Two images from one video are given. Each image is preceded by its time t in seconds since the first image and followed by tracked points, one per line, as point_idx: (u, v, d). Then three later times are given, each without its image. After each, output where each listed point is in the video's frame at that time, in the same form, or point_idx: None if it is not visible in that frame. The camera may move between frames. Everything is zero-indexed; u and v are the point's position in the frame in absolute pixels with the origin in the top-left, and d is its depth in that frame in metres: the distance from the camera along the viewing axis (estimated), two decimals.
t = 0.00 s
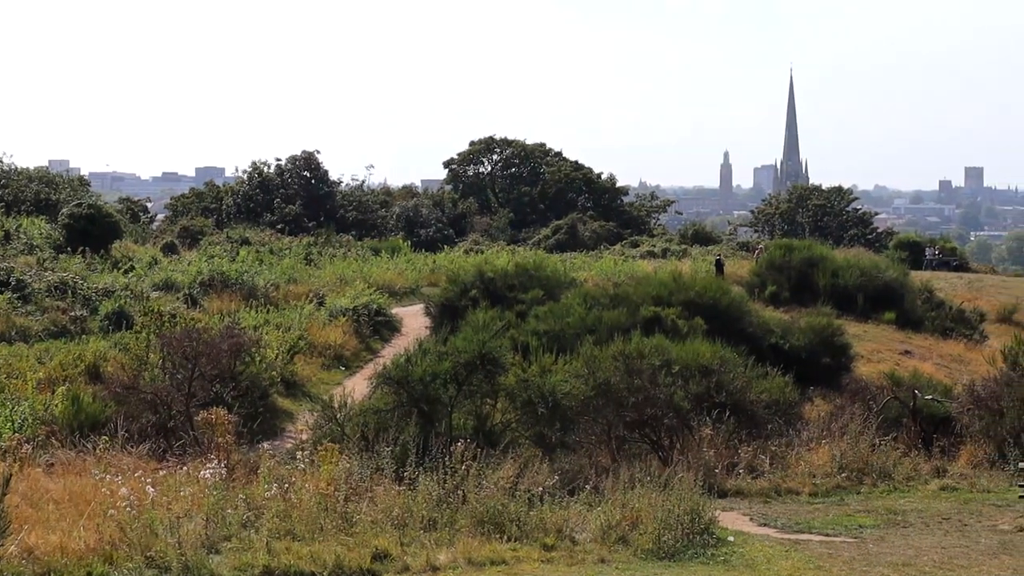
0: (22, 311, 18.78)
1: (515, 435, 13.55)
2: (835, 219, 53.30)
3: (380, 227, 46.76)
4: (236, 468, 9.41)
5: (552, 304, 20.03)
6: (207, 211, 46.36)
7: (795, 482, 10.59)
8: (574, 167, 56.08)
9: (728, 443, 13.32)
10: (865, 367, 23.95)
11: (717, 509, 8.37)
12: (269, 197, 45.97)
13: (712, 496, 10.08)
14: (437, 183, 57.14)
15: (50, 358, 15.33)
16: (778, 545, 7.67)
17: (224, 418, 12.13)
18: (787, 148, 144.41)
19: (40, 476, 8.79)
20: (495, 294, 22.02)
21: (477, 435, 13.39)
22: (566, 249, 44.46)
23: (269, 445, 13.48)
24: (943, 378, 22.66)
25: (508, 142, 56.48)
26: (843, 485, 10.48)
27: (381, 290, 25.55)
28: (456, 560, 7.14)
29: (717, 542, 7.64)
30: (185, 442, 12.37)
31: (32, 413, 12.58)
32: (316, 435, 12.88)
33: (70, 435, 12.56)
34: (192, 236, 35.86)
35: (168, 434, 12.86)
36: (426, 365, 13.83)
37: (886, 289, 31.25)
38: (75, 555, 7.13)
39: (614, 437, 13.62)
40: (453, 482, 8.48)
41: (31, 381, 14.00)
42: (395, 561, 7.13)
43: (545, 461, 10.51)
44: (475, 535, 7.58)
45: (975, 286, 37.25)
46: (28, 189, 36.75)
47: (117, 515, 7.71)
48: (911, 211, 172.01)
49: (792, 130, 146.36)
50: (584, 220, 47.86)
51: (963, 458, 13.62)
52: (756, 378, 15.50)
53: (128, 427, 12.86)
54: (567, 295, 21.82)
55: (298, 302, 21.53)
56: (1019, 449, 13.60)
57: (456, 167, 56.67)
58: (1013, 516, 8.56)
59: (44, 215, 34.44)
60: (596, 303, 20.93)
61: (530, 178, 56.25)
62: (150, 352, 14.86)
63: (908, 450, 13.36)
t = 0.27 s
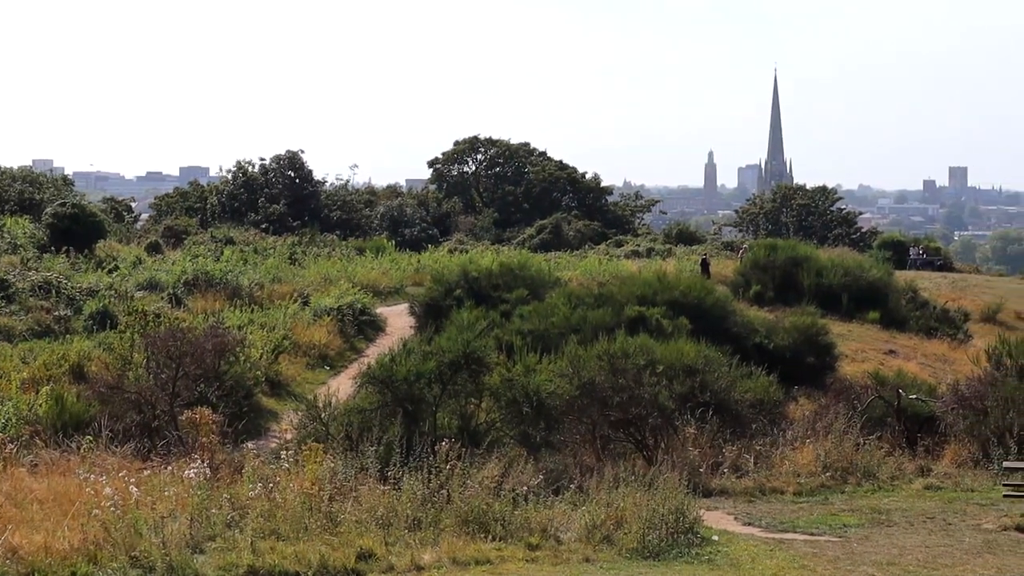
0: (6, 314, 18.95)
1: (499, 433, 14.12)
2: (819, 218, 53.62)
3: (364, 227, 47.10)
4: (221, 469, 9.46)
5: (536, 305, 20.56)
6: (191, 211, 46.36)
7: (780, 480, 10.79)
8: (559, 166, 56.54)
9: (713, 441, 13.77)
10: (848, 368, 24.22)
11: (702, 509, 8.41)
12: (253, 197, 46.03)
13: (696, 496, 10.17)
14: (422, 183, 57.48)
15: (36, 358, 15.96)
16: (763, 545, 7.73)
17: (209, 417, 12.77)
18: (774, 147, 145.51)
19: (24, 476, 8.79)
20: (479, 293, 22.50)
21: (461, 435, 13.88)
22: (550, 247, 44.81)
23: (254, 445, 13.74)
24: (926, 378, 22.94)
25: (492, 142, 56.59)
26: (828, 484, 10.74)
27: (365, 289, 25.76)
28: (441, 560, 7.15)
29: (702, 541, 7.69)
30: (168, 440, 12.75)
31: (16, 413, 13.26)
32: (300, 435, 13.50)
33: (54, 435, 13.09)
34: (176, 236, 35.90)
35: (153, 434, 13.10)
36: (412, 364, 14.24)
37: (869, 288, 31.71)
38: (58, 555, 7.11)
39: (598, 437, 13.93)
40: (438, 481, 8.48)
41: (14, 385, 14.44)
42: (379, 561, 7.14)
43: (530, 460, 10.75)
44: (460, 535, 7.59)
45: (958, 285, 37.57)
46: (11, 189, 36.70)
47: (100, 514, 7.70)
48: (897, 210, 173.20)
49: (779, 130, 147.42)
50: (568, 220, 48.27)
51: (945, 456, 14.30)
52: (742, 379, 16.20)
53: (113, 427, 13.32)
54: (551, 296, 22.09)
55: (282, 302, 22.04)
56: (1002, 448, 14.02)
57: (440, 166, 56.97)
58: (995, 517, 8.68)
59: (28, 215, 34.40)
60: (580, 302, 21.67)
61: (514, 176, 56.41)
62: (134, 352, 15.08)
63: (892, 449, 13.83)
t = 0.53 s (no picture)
0: None
1: (491, 433, 14.22)
2: (811, 217, 53.94)
3: (357, 225, 47.18)
4: (213, 468, 9.49)
5: (528, 304, 20.70)
6: (183, 211, 46.58)
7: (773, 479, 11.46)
8: (550, 166, 56.88)
9: (706, 439, 14.48)
10: (839, 367, 24.42)
11: (693, 509, 8.45)
12: (245, 197, 46.40)
13: (689, 494, 10.67)
14: (413, 183, 57.76)
15: (27, 357, 16.16)
16: (754, 544, 7.77)
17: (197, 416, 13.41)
18: (768, 146, 145.91)
19: (14, 477, 8.78)
20: (470, 292, 22.75)
21: (453, 435, 13.91)
22: (543, 246, 44.99)
23: (244, 445, 13.83)
24: (918, 376, 23.09)
25: (484, 142, 56.94)
26: (820, 483, 11.46)
27: (356, 289, 25.87)
28: (432, 559, 7.18)
29: (693, 541, 7.73)
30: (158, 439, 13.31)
31: (6, 413, 13.43)
32: (290, 434, 13.60)
33: (45, 435, 13.21)
34: (168, 236, 35.92)
35: (144, 432, 13.47)
36: (403, 363, 14.21)
37: (862, 288, 31.71)
38: (49, 554, 7.12)
39: (591, 435, 14.44)
40: (429, 480, 8.49)
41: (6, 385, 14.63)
42: (370, 560, 7.17)
43: (522, 460, 10.89)
44: (451, 534, 7.62)
45: (949, 284, 37.76)
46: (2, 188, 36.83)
47: (91, 514, 7.70)
48: (889, 210, 173.88)
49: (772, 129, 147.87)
50: (560, 219, 48.52)
51: (937, 456, 14.71)
52: (734, 378, 16.33)
53: (105, 426, 13.50)
54: (542, 295, 22.26)
55: (274, 302, 22.04)
56: (992, 447, 14.40)
57: (432, 165, 57.19)
58: (985, 518, 8.77)
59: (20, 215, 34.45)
60: (572, 302, 21.73)
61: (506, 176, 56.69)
62: (127, 352, 15.08)
63: (883, 449, 14.27)
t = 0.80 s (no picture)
0: None
1: (483, 433, 14.26)
2: (805, 216, 54.15)
3: (349, 224, 47.57)
4: (206, 467, 9.49)
5: (522, 303, 20.94)
6: (176, 211, 47.08)
7: (766, 477, 11.66)
8: (544, 165, 57.03)
9: (699, 440, 14.61)
10: (832, 367, 24.49)
11: (686, 507, 8.49)
12: (238, 196, 46.77)
13: (683, 493, 10.84)
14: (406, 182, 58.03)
15: (22, 355, 16.39)
16: (747, 543, 7.81)
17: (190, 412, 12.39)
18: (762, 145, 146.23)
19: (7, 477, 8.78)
20: (464, 291, 22.90)
21: (446, 434, 14.06)
22: (535, 246, 45.14)
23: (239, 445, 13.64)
24: (910, 375, 23.20)
25: (478, 141, 57.00)
26: (814, 481, 11.58)
27: (350, 287, 25.97)
28: (426, 559, 7.22)
29: (686, 539, 7.77)
30: (151, 437, 13.55)
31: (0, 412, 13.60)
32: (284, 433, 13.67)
33: (38, 434, 13.42)
34: (161, 235, 35.93)
35: (137, 432, 13.73)
36: (395, 363, 14.50)
37: (854, 286, 31.67)
38: (43, 553, 7.12)
39: (583, 436, 14.40)
40: (423, 479, 8.52)
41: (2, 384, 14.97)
42: (364, 559, 7.20)
43: (515, 460, 11.01)
44: (445, 534, 7.65)
45: (942, 282, 37.81)
46: None
47: (85, 513, 7.70)
48: (879, 208, 174.42)
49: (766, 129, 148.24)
50: (553, 218, 48.67)
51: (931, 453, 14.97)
52: (726, 378, 16.78)
53: (98, 425, 13.71)
54: (535, 294, 22.43)
55: (268, 302, 22.14)
56: (985, 446, 14.47)
57: (425, 164, 57.40)
58: (979, 516, 8.82)
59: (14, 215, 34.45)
60: (565, 302, 21.99)
61: (499, 175, 56.89)
62: (120, 351, 15.32)
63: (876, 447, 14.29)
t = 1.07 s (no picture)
0: None
1: (476, 431, 14.83)
2: (798, 215, 54.31)
3: (343, 224, 48.41)
4: (199, 467, 9.51)
5: (515, 302, 21.19)
6: (169, 210, 47.21)
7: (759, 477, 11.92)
8: (537, 164, 57.20)
9: (690, 439, 15.14)
10: (825, 365, 24.56)
11: (679, 507, 8.52)
12: (231, 195, 46.84)
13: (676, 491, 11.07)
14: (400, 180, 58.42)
15: (15, 355, 16.62)
16: (741, 542, 7.85)
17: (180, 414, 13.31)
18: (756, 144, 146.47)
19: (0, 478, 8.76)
20: (457, 290, 23.06)
21: (438, 432, 14.53)
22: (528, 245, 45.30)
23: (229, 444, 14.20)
24: (902, 374, 23.28)
25: (470, 139, 57.46)
26: (807, 480, 11.84)
27: (343, 287, 26.07)
28: (420, 558, 7.25)
29: (680, 539, 7.81)
30: (145, 437, 13.67)
31: None
32: (278, 431, 14.03)
33: (30, 432, 13.83)
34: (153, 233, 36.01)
35: (130, 430, 14.05)
36: (388, 361, 14.71)
37: (848, 285, 31.70)
38: (36, 554, 7.10)
39: (577, 433, 14.99)
40: (416, 478, 8.56)
41: None
42: (357, 559, 7.24)
43: (507, 459, 11.06)
44: (438, 533, 7.69)
45: (936, 281, 37.86)
46: None
47: (77, 512, 7.68)
48: (875, 207, 174.65)
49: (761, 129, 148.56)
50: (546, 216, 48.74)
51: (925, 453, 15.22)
52: (721, 377, 17.12)
53: (90, 424, 14.19)
54: (528, 292, 22.66)
55: (261, 301, 22.27)
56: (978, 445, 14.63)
57: (418, 164, 57.80)
58: (972, 515, 8.88)
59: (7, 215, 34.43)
60: (559, 301, 22.10)
61: (492, 174, 57.20)
62: (112, 349, 15.54)
63: (868, 446, 14.39)
